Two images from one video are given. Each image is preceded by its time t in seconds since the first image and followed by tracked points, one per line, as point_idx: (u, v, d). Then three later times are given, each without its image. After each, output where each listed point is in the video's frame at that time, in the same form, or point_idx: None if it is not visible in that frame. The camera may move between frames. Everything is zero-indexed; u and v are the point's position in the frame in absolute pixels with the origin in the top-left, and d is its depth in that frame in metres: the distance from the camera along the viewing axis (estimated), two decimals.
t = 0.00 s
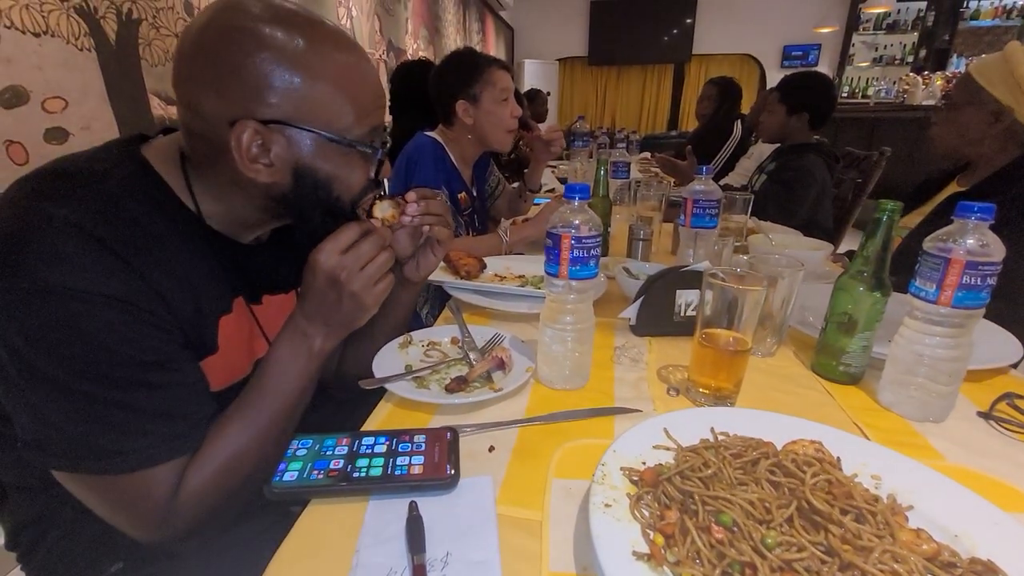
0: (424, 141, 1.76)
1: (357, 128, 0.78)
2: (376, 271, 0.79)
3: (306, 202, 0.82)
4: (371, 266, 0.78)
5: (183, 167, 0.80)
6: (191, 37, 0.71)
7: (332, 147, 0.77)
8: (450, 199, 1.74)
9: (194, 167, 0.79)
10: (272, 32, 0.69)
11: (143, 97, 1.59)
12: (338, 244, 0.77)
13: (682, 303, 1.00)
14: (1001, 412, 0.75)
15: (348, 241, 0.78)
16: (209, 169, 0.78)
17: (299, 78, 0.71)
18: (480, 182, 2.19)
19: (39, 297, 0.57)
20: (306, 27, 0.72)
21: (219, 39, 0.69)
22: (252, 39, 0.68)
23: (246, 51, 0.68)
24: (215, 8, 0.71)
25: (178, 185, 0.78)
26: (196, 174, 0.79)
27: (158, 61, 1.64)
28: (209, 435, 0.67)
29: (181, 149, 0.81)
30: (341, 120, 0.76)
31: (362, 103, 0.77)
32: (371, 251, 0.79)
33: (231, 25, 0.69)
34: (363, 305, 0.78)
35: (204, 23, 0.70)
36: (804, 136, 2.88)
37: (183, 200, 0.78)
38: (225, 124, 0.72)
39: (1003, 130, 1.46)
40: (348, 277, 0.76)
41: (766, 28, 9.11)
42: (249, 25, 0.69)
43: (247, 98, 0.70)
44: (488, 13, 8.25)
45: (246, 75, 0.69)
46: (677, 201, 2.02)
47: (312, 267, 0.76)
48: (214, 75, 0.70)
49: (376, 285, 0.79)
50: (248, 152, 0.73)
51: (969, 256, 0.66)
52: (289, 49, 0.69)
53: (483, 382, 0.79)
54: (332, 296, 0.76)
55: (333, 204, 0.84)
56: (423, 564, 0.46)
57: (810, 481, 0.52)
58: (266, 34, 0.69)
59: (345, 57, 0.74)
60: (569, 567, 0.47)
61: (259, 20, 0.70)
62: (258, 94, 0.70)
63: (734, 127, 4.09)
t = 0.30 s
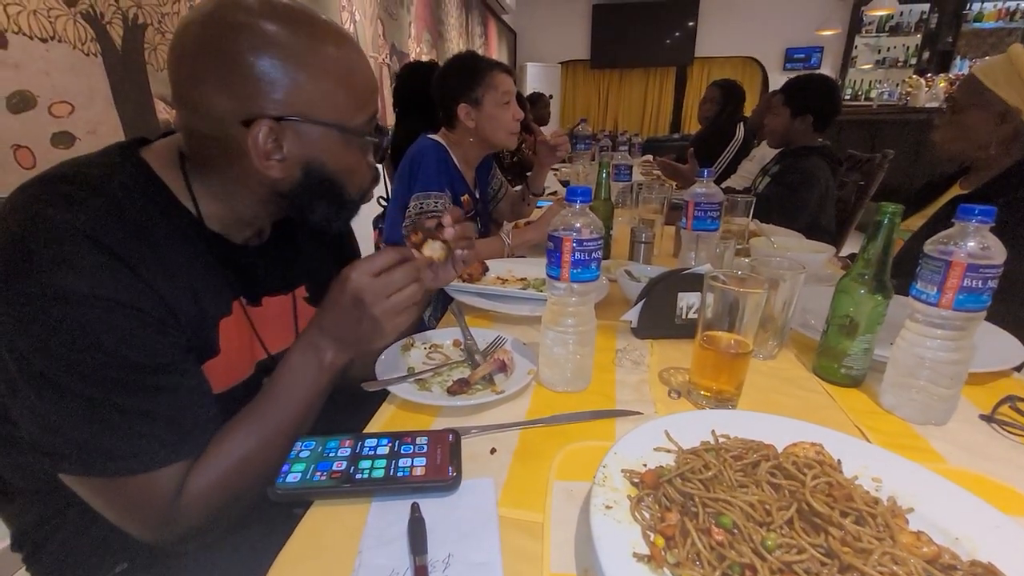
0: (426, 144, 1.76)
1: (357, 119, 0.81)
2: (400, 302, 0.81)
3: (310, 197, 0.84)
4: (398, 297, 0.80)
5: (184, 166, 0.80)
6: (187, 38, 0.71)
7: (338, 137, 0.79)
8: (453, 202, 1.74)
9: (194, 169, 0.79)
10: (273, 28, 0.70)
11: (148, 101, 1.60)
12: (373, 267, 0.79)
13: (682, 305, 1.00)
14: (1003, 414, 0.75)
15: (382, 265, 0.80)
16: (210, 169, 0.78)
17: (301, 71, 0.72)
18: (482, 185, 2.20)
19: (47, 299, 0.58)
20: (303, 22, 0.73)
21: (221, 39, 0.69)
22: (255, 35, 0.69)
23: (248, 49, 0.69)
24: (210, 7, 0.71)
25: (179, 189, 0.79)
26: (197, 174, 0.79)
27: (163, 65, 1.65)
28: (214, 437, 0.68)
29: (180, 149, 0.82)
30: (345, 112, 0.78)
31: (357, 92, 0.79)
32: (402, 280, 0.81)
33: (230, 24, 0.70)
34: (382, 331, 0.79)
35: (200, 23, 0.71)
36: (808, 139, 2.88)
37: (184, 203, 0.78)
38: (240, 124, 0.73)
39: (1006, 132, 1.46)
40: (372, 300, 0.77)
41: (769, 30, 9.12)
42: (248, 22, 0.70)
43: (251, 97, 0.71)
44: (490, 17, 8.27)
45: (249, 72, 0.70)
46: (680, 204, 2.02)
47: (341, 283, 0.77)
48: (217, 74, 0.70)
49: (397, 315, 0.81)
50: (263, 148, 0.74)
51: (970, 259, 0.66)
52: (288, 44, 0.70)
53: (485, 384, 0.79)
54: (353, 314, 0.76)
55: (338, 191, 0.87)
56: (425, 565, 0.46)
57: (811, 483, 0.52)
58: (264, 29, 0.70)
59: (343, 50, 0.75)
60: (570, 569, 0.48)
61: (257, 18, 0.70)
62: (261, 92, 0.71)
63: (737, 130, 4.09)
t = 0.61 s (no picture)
0: (426, 150, 1.77)
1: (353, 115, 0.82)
2: (403, 330, 0.75)
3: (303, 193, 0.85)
4: (402, 323, 0.75)
5: (182, 165, 0.80)
6: (185, 40, 0.71)
7: (338, 132, 0.81)
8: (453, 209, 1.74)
9: (191, 172, 0.79)
10: (273, 28, 0.71)
11: (150, 109, 1.60)
12: (384, 288, 0.75)
13: (682, 311, 1.00)
14: (1008, 421, 0.74)
15: (395, 288, 0.76)
16: (208, 173, 0.78)
17: (301, 70, 0.73)
18: (483, 192, 2.20)
19: (40, 304, 0.58)
20: (301, 21, 0.73)
21: (221, 40, 0.69)
22: (255, 35, 0.69)
23: (248, 50, 0.69)
24: (207, 9, 0.71)
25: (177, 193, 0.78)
26: (195, 174, 0.79)
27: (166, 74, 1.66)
28: (207, 443, 0.67)
29: (179, 148, 0.81)
30: (340, 104, 0.79)
31: (351, 89, 0.80)
32: (410, 308, 0.76)
33: (229, 25, 0.69)
34: (378, 358, 0.73)
35: (199, 24, 0.70)
36: (809, 145, 2.88)
37: (183, 207, 0.77)
38: (246, 123, 0.73)
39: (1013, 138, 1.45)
40: (373, 320, 0.72)
41: (769, 37, 9.17)
42: (247, 24, 0.70)
43: (252, 97, 0.72)
44: (492, 26, 8.34)
45: (250, 73, 0.70)
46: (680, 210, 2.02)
47: (348, 299, 0.74)
48: (219, 76, 0.70)
49: (396, 344, 0.75)
50: (269, 146, 0.75)
51: (971, 264, 0.65)
52: (287, 44, 0.71)
53: (481, 391, 0.79)
54: (351, 334, 0.73)
55: (337, 183, 0.87)
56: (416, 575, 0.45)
57: (809, 491, 0.51)
58: (261, 30, 0.70)
59: (338, 47, 0.76)
60: None
61: (256, 19, 0.70)
62: (261, 91, 0.72)
63: (738, 136, 4.10)
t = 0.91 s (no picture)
0: (422, 156, 1.77)
1: (343, 116, 0.83)
2: (395, 338, 0.73)
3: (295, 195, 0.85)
4: (395, 330, 0.73)
5: (172, 167, 0.79)
6: (175, 43, 0.71)
7: (328, 131, 0.81)
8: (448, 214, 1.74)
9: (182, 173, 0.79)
10: (262, 30, 0.71)
11: (147, 115, 1.60)
12: (382, 295, 0.74)
13: (675, 315, 1.00)
14: (1001, 424, 0.74)
15: (395, 296, 0.75)
16: (199, 176, 0.78)
17: (290, 71, 0.73)
18: (478, 197, 2.20)
19: (28, 308, 0.57)
20: (290, 24, 0.74)
21: (210, 43, 0.69)
22: (244, 36, 0.70)
23: (238, 51, 0.70)
24: (196, 11, 0.71)
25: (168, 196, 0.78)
26: (186, 176, 0.79)
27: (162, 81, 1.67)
28: (197, 449, 0.67)
29: (169, 150, 0.81)
30: (329, 104, 0.80)
31: (339, 90, 0.80)
32: (405, 317, 0.74)
33: (218, 27, 0.70)
34: (364, 363, 0.71)
35: (187, 27, 0.70)
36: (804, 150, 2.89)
37: (176, 212, 0.76)
38: (236, 123, 0.73)
39: (1014, 140, 1.47)
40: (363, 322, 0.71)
41: (765, 43, 9.24)
42: (237, 27, 0.70)
43: (242, 98, 0.72)
44: (490, 32, 8.39)
45: (240, 74, 0.71)
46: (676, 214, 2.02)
47: (347, 302, 0.74)
48: (209, 77, 0.70)
49: (385, 350, 0.72)
50: (259, 146, 0.76)
51: (961, 266, 0.65)
52: (276, 46, 0.72)
53: (474, 396, 0.78)
54: (343, 337, 0.72)
55: (328, 184, 0.87)
56: None
57: (799, 495, 0.51)
58: (250, 33, 0.70)
59: (326, 48, 0.77)
60: None
61: (245, 21, 0.71)
62: (250, 92, 0.72)
63: (734, 141, 4.12)
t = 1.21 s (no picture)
0: (406, 160, 1.75)
1: (320, 117, 0.81)
2: (381, 346, 0.71)
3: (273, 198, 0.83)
4: (382, 338, 0.71)
5: (144, 170, 0.77)
6: (144, 41, 0.69)
7: (304, 132, 0.79)
8: (433, 217, 1.72)
9: (155, 176, 0.76)
10: (233, 27, 0.69)
11: (123, 118, 1.57)
12: (372, 302, 0.72)
13: (662, 318, 0.99)
14: (985, 424, 0.74)
15: (385, 305, 0.73)
16: (173, 179, 0.76)
17: (264, 70, 0.72)
18: (464, 201, 2.19)
19: None
20: (263, 21, 0.72)
21: (179, 40, 0.67)
22: (214, 33, 0.68)
23: (208, 49, 0.68)
24: (166, 9, 0.69)
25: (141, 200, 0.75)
26: (158, 178, 0.76)
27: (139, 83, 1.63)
28: (170, 460, 0.64)
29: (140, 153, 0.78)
30: (306, 104, 0.78)
31: (316, 90, 0.79)
32: (393, 326, 0.72)
33: (187, 24, 0.68)
34: (348, 370, 0.69)
35: (156, 24, 0.69)
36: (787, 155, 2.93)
37: (146, 215, 0.74)
38: (206, 122, 0.71)
39: (994, 143, 1.49)
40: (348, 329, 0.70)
41: (747, 49, 9.38)
42: (208, 25, 0.68)
43: (215, 97, 0.70)
44: (475, 37, 8.41)
45: (210, 72, 0.69)
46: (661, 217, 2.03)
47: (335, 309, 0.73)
48: (179, 75, 0.68)
49: (370, 357, 0.70)
50: (231, 146, 0.74)
51: (944, 267, 0.66)
52: (249, 44, 0.70)
53: (459, 403, 0.77)
54: (328, 342, 0.71)
55: (307, 187, 0.85)
56: None
57: (789, 500, 0.50)
58: (221, 30, 0.69)
59: (301, 46, 0.76)
60: None
61: (217, 19, 0.69)
62: (223, 92, 0.70)
63: (717, 145, 4.15)
